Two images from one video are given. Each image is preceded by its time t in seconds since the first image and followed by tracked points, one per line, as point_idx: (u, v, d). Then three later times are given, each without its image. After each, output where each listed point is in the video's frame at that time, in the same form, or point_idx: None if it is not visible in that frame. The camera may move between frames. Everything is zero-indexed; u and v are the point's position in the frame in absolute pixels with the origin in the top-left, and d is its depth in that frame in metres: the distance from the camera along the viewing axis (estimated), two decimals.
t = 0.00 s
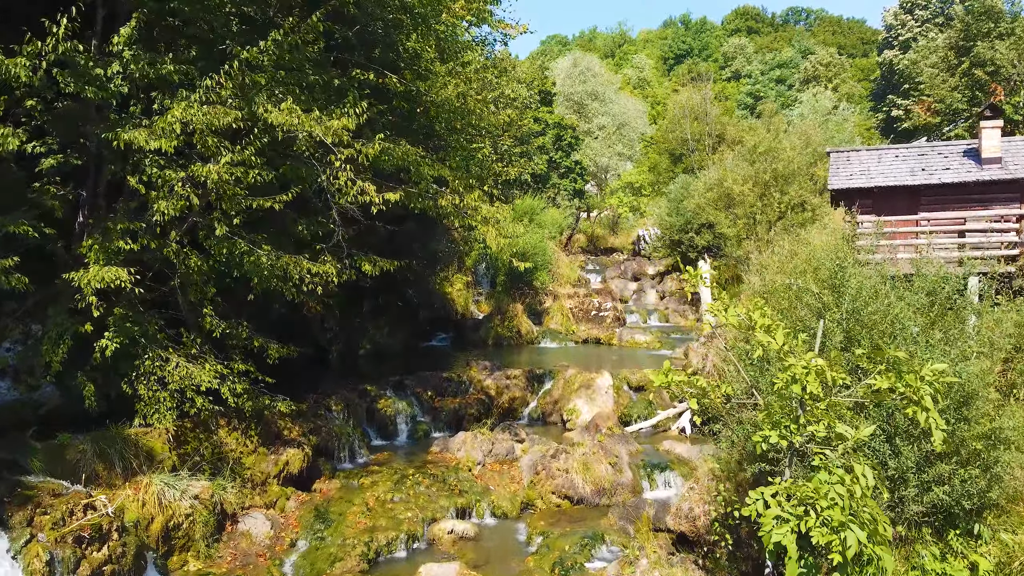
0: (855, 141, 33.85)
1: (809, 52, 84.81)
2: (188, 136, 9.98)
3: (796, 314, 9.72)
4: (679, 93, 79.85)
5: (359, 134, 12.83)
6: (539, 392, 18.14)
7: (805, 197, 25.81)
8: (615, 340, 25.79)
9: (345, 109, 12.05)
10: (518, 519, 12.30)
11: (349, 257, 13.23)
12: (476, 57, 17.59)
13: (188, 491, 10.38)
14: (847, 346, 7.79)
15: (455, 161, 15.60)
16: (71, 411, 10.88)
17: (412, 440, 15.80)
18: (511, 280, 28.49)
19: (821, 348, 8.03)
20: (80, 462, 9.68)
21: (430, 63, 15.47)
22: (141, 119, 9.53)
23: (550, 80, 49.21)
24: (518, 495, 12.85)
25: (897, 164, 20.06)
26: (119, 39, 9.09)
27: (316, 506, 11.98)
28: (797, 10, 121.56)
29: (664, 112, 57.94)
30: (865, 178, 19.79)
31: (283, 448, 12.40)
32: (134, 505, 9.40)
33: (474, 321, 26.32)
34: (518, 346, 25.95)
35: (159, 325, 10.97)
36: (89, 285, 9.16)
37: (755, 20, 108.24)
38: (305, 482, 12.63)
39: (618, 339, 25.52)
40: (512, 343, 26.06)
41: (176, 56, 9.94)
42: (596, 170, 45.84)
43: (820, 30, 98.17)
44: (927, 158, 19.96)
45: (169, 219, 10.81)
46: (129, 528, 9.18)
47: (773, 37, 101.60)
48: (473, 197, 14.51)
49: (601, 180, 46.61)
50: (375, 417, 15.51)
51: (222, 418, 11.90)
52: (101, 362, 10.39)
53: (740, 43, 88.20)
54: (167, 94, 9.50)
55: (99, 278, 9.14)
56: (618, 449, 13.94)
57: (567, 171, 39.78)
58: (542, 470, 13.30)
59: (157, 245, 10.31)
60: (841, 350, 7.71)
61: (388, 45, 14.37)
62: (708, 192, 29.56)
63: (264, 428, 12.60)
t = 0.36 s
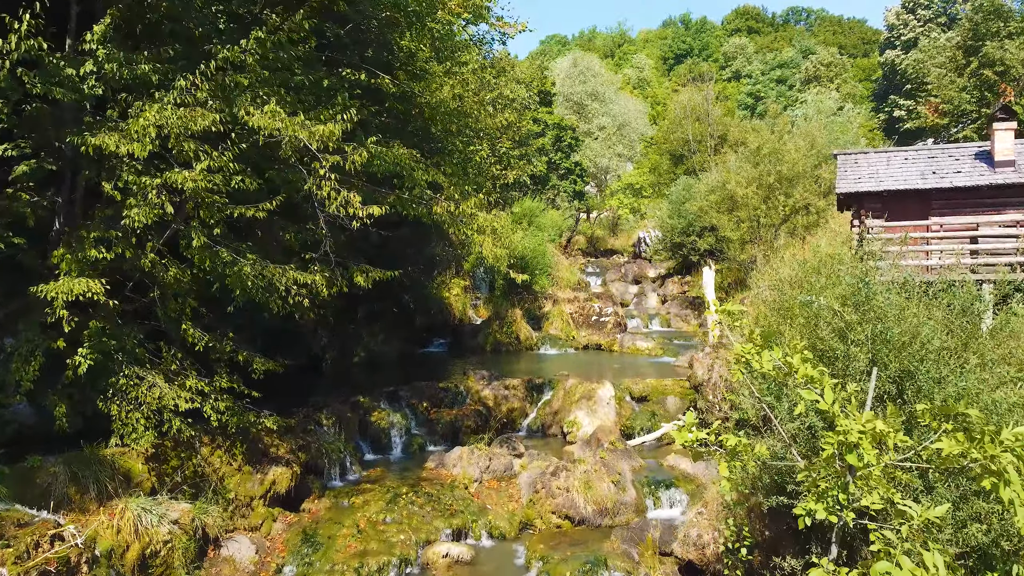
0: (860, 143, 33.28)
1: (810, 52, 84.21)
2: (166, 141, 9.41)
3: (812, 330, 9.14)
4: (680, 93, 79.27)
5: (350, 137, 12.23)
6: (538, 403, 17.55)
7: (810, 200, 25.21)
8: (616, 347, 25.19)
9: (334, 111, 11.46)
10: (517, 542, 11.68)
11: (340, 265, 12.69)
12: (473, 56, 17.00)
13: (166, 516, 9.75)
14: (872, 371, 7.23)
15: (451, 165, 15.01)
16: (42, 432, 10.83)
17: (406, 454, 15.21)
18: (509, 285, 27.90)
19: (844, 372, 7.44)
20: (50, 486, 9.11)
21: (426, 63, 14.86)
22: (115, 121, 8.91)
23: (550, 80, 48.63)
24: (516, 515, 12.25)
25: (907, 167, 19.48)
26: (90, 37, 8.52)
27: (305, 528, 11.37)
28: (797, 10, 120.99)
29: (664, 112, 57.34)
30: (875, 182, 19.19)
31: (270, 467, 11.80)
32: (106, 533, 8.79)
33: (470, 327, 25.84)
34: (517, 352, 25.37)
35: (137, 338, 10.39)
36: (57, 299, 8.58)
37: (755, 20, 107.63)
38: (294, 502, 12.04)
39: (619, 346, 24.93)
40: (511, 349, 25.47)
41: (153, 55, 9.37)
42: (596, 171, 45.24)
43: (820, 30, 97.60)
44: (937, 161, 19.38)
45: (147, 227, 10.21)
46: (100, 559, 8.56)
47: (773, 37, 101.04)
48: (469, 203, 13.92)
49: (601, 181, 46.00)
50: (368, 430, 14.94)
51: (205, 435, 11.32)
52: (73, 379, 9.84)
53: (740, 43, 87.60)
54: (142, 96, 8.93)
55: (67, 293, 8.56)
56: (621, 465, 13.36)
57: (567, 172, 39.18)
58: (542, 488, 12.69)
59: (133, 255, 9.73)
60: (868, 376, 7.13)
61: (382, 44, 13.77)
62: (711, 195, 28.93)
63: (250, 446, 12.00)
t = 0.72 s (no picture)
0: (865, 144, 32.65)
1: (811, 51, 83.42)
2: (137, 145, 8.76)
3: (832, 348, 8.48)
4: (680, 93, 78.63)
5: (339, 140, 11.63)
6: (537, 415, 16.89)
7: (815, 202, 24.66)
8: (618, 354, 24.54)
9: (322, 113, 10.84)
10: (515, 568, 11.01)
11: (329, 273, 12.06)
12: (468, 54, 16.37)
13: (138, 545, 9.05)
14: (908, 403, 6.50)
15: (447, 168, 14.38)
16: (9, 454, 10.06)
17: (399, 470, 14.47)
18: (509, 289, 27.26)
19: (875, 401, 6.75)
20: (12, 515, 8.50)
21: (420, 62, 14.22)
22: (82, 123, 8.28)
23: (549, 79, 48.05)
24: (513, 537, 11.58)
25: (918, 169, 18.83)
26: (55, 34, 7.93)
27: (289, 554, 10.68)
28: (797, 9, 120.40)
29: (664, 112, 56.70)
30: (885, 185, 18.53)
31: (253, 488, 11.14)
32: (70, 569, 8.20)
33: (469, 332, 25.25)
34: (516, 359, 24.75)
35: (110, 354, 9.77)
36: (18, 315, 7.96)
37: (755, 19, 107.19)
38: (278, 525, 11.35)
39: (620, 352, 24.32)
40: (509, 355, 24.86)
41: (126, 55, 8.76)
42: (596, 172, 44.59)
43: (820, 30, 97.04)
44: (950, 163, 18.72)
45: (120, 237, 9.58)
46: None
47: (773, 36, 100.50)
48: (465, 208, 13.28)
49: (600, 183, 45.34)
50: (360, 445, 14.29)
51: (184, 456, 10.71)
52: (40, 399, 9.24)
53: (740, 43, 86.96)
54: (112, 98, 8.32)
55: (29, 308, 7.95)
56: (625, 484, 12.71)
57: (567, 173, 38.55)
58: (541, 509, 12.02)
59: (103, 267, 9.10)
60: (903, 408, 6.43)
61: (374, 42, 13.17)
62: (714, 197, 28.29)
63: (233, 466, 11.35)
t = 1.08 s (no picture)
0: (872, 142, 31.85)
1: (812, 50, 82.55)
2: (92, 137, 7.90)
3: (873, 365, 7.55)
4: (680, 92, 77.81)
5: (324, 134, 10.81)
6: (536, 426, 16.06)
7: (824, 202, 23.85)
8: (619, 358, 23.74)
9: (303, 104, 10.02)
10: None
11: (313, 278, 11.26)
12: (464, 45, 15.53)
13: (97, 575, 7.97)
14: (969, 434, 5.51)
15: (440, 166, 13.56)
16: None
17: (388, 485, 13.63)
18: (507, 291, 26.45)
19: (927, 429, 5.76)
20: None
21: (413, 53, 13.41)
22: (32, 113, 7.44)
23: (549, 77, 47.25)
24: (510, 562, 10.75)
25: (935, 168, 18.01)
26: None
27: None
28: (797, 7, 119.73)
29: (665, 111, 55.90)
30: (901, 184, 17.70)
31: (228, 510, 10.32)
32: None
33: (465, 336, 24.46)
34: (514, 364, 23.95)
35: (69, 367, 8.93)
36: None
37: (755, 18, 106.42)
38: (256, 549, 10.53)
39: (622, 357, 23.51)
40: (507, 360, 24.06)
41: (83, 38, 7.93)
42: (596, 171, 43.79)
43: (821, 29, 96.28)
44: (968, 161, 17.91)
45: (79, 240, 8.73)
46: None
47: (773, 35, 99.73)
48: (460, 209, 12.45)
49: (601, 182, 44.54)
50: (348, 459, 13.46)
51: (154, 476, 9.89)
52: None
53: (740, 42, 86.18)
54: (65, 86, 7.48)
55: None
56: (629, 503, 11.90)
57: (566, 172, 37.73)
58: (539, 530, 11.18)
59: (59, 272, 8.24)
60: (963, 439, 5.45)
61: (363, 31, 12.35)
62: (718, 197, 27.51)
63: (208, 486, 10.53)
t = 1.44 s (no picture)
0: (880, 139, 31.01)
1: (813, 48, 81.74)
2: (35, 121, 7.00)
3: (931, 385, 6.50)
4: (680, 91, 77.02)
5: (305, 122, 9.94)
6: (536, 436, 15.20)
7: (833, 200, 23.02)
8: (621, 362, 22.86)
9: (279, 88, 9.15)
10: None
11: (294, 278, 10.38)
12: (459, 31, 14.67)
13: None
14: None
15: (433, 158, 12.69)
16: None
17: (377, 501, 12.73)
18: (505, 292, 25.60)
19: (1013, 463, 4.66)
20: None
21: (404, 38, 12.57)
22: None
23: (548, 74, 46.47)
24: None
25: (953, 162, 17.16)
26: None
27: None
28: (797, 6, 119.07)
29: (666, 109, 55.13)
30: (918, 179, 16.85)
31: (199, 532, 9.44)
32: None
33: (462, 339, 23.62)
34: (512, 367, 23.10)
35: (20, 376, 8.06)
36: None
37: (755, 17, 105.65)
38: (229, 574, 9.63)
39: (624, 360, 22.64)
40: (505, 364, 23.19)
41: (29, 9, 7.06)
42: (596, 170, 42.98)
43: (822, 27, 95.49)
44: (988, 156, 17.06)
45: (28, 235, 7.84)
46: None
47: (773, 34, 98.97)
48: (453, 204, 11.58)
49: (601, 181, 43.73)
50: (333, 472, 12.59)
51: (117, 495, 9.01)
52: None
53: (741, 41, 85.44)
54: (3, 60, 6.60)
55: None
56: (636, 521, 11.03)
57: (566, 170, 36.92)
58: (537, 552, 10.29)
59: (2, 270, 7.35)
60: None
61: (350, 12, 11.49)
62: (723, 194, 26.66)
63: (177, 505, 9.65)
